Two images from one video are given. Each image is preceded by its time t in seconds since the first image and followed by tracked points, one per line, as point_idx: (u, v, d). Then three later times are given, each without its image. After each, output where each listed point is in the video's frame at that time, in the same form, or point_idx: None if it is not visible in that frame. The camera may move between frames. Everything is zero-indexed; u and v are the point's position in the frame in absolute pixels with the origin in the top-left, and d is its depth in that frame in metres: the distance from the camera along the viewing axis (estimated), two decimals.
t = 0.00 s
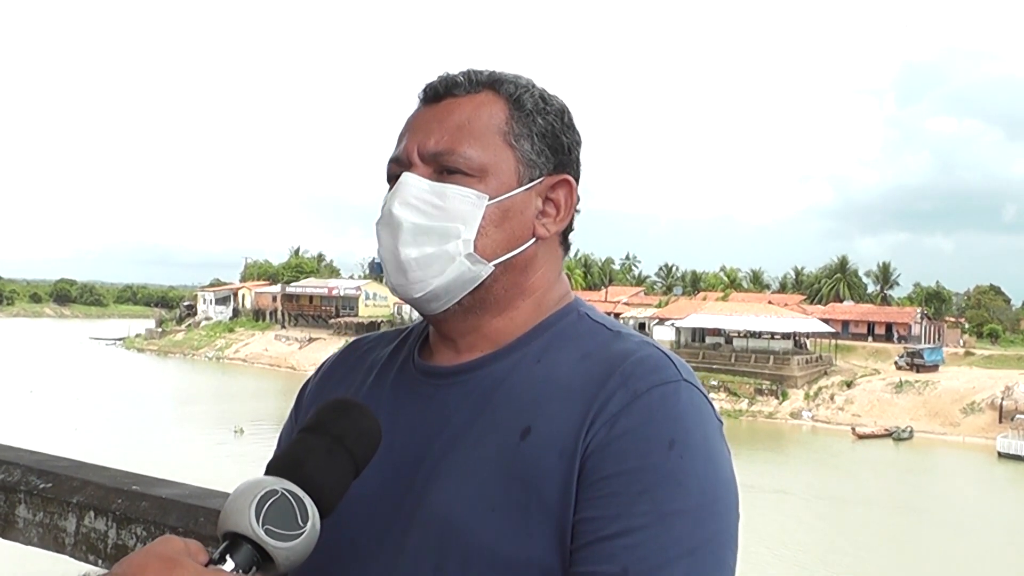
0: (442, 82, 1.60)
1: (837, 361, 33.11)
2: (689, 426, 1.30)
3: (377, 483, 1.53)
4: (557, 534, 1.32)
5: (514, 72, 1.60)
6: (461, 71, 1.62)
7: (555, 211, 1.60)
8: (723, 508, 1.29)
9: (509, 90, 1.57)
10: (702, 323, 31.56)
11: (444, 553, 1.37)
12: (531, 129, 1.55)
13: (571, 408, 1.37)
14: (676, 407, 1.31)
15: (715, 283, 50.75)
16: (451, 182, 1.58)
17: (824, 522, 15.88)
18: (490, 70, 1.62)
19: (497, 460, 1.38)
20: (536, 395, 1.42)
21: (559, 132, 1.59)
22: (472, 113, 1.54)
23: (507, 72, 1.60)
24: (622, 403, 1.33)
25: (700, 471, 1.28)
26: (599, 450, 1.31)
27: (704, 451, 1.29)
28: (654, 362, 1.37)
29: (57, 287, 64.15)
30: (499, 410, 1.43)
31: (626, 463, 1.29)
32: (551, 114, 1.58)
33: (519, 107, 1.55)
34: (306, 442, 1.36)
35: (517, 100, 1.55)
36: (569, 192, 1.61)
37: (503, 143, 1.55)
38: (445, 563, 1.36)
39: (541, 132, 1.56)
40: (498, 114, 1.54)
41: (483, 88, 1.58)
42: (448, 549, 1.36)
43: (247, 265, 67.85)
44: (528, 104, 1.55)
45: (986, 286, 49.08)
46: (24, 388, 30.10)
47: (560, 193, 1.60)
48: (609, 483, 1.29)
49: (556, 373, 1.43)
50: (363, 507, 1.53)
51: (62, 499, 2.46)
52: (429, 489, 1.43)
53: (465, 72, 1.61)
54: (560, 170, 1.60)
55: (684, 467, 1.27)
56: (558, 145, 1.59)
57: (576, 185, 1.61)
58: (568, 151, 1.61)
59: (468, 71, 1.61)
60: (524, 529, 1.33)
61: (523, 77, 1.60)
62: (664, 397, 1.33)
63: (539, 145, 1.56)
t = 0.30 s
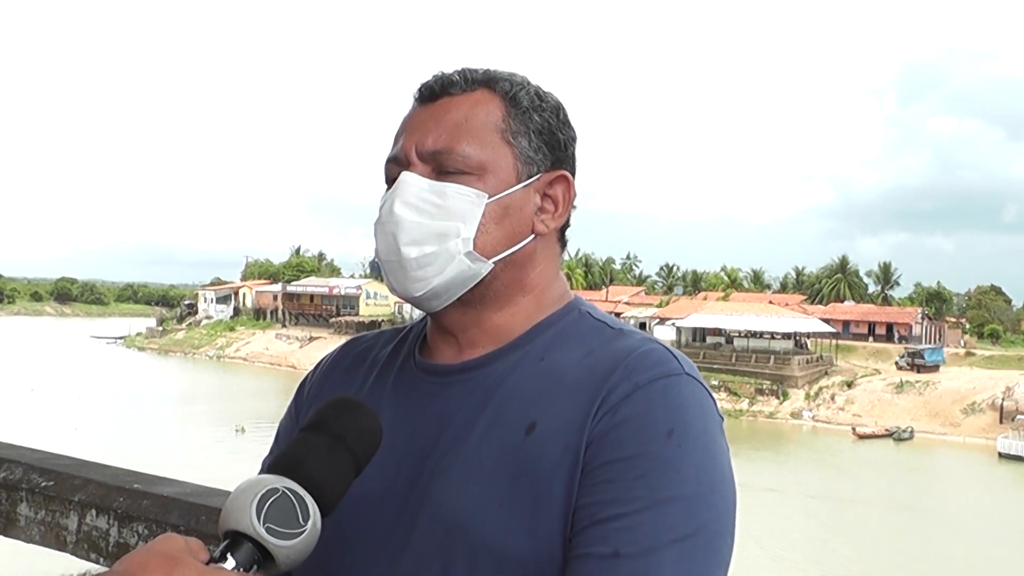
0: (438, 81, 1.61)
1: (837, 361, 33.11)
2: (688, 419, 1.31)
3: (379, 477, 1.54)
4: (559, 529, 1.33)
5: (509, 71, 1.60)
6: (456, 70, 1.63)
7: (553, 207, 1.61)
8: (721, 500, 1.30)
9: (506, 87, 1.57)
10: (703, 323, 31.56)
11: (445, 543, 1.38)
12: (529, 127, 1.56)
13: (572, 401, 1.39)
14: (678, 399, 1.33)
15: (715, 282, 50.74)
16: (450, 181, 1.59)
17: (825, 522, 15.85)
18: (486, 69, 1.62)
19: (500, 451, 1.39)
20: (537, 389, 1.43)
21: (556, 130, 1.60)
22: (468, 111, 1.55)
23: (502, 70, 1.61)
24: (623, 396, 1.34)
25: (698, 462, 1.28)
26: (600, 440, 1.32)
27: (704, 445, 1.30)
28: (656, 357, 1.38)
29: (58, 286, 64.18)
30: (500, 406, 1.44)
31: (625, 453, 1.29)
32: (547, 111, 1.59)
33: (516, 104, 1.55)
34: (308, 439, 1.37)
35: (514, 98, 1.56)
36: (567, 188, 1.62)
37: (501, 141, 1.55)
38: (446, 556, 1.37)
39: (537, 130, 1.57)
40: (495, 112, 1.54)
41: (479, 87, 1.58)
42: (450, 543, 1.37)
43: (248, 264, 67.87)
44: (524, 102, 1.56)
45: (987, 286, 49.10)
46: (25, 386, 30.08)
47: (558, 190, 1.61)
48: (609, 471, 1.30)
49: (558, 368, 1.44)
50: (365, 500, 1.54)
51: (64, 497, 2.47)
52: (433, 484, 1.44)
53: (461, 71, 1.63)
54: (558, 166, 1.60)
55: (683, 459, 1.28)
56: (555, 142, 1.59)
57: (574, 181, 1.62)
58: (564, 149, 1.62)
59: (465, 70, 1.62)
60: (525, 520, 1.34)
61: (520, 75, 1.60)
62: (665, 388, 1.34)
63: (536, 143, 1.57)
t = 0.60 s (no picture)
0: (429, 78, 1.61)
1: (838, 361, 33.11)
2: (689, 418, 1.32)
3: (381, 476, 1.55)
4: (565, 533, 1.33)
5: (498, 68, 1.61)
6: (446, 68, 1.63)
7: (545, 201, 1.61)
8: (723, 497, 1.30)
9: (495, 84, 1.58)
10: (703, 322, 31.58)
11: (450, 544, 1.38)
12: (518, 123, 1.56)
13: (573, 401, 1.39)
14: (679, 397, 1.33)
15: (716, 282, 50.76)
16: (440, 177, 1.60)
17: (825, 522, 15.87)
18: (474, 67, 1.63)
19: (501, 451, 1.40)
20: (536, 387, 1.43)
21: (545, 125, 1.60)
22: (457, 108, 1.56)
23: (491, 67, 1.61)
24: (624, 395, 1.35)
25: (702, 461, 1.29)
26: (601, 440, 1.33)
27: (704, 443, 1.31)
28: (655, 354, 1.39)
29: (59, 284, 64.23)
30: (501, 402, 1.45)
31: (628, 454, 1.30)
32: (537, 107, 1.59)
33: (505, 99, 1.56)
34: (310, 440, 1.38)
35: (503, 95, 1.57)
36: (558, 183, 1.62)
37: (490, 137, 1.56)
38: (450, 558, 1.38)
39: (526, 126, 1.57)
40: (484, 110, 1.55)
41: (469, 83, 1.59)
42: (455, 543, 1.38)
43: (249, 263, 67.94)
44: (513, 98, 1.57)
45: (988, 287, 49.10)
46: (26, 385, 30.13)
47: (550, 183, 1.61)
48: (613, 472, 1.30)
49: (557, 365, 1.45)
50: (367, 500, 1.55)
51: (66, 494, 2.47)
52: (436, 482, 1.45)
53: (451, 68, 1.63)
54: (549, 162, 1.61)
55: (684, 458, 1.29)
56: (545, 137, 1.60)
57: (565, 175, 1.63)
58: (556, 144, 1.62)
59: (454, 69, 1.63)
60: (529, 520, 1.34)
61: (509, 71, 1.61)
62: (668, 385, 1.34)
63: (526, 139, 1.58)
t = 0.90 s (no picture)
0: (429, 78, 1.60)
1: (839, 359, 33.10)
2: (692, 416, 1.31)
3: (385, 473, 1.54)
4: (569, 531, 1.33)
5: (498, 67, 1.60)
6: (446, 67, 1.62)
7: (548, 201, 1.61)
8: (727, 494, 1.30)
9: (495, 83, 1.57)
10: (704, 321, 31.56)
11: (455, 541, 1.38)
12: (520, 122, 1.56)
13: (576, 399, 1.38)
14: (681, 393, 1.33)
15: (717, 280, 50.76)
16: (443, 179, 1.58)
17: (828, 521, 15.82)
18: (475, 65, 1.62)
19: (504, 450, 1.40)
20: (540, 385, 1.43)
21: (546, 123, 1.60)
22: (458, 108, 1.55)
23: (490, 66, 1.61)
24: (627, 393, 1.34)
25: (706, 459, 1.29)
26: (605, 439, 1.32)
27: (708, 439, 1.30)
28: (657, 350, 1.38)
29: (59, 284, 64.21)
30: (505, 402, 1.44)
31: (631, 452, 1.30)
32: (538, 105, 1.58)
33: (506, 99, 1.55)
34: (313, 442, 1.38)
35: (504, 94, 1.56)
36: (560, 182, 1.62)
37: (493, 138, 1.55)
38: (456, 551, 1.37)
39: (528, 126, 1.57)
40: (486, 110, 1.54)
41: (469, 84, 1.58)
42: (458, 542, 1.37)
43: (249, 262, 67.90)
44: (514, 97, 1.56)
45: (988, 284, 49.10)
46: (27, 384, 30.10)
47: (552, 182, 1.61)
48: (617, 469, 1.30)
49: (559, 364, 1.45)
50: (372, 498, 1.54)
51: (67, 494, 2.47)
52: (439, 481, 1.44)
53: (451, 67, 1.62)
54: (551, 161, 1.61)
55: (688, 454, 1.28)
56: (546, 136, 1.60)
57: (568, 173, 1.62)
58: (557, 142, 1.62)
59: (454, 67, 1.61)
60: (535, 515, 1.34)
61: (509, 70, 1.60)
62: (669, 382, 1.34)
63: (528, 138, 1.57)
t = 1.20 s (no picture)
0: (444, 77, 1.58)
1: (841, 358, 33.07)
2: (703, 415, 1.30)
3: (390, 472, 1.53)
4: (576, 526, 1.31)
5: (514, 66, 1.59)
6: (462, 66, 1.60)
7: (562, 203, 1.62)
8: (735, 498, 1.28)
9: (511, 84, 1.56)
10: (705, 320, 31.53)
11: (462, 540, 1.37)
12: (536, 124, 1.55)
13: (585, 398, 1.37)
14: (689, 393, 1.32)
15: (718, 279, 50.73)
16: (461, 180, 1.57)
17: (827, 518, 15.91)
18: (491, 65, 1.60)
19: (511, 451, 1.38)
20: (548, 386, 1.42)
21: (561, 125, 1.59)
22: (476, 109, 1.53)
23: (505, 66, 1.59)
24: (637, 393, 1.33)
25: (714, 458, 1.27)
26: (614, 440, 1.31)
27: (717, 439, 1.29)
28: (665, 350, 1.37)
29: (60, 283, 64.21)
30: (514, 401, 1.43)
31: (639, 451, 1.28)
32: (552, 105, 1.58)
33: (523, 101, 1.54)
34: (316, 440, 1.36)
35: (520, 95, 1.55)
36: (574, 185, 1.62)
37: (510, 139, 1.54)
38: (462, 551, 1.36)
39: (544, 127, 1.56)
40: (503, 111, 1.53)
41: (485, 83, 1.56)
42: (465, 542, 1.36)
43: (250, 261, 67.92)
44: (530, 98, 1.55)
45: (989, 283, 49.04)
46: (29, 383, 30.11)
47: (566, 186, 1.61)
48: (624, 469, 1.29)
49: (567, 364, 1.44)
50: (377, 495, 1.53)
51: (68, 493, 2.45)
52: (444, 481, 1.44)
53: (467, 66, 1.60)
54: (565, 164, 1.60)
55: (699, 455, 1.27)
56: (560, 139, 1.59)
57: (581, 175, 1.62)
58: (570, 143, 1.61)
59: (470, 65, 1.59)
60: (542, 514, 1.33)
61: (524, 70, 1.59)
62: (678, 383, 1.33)
63: (544, 139, 1.56)
